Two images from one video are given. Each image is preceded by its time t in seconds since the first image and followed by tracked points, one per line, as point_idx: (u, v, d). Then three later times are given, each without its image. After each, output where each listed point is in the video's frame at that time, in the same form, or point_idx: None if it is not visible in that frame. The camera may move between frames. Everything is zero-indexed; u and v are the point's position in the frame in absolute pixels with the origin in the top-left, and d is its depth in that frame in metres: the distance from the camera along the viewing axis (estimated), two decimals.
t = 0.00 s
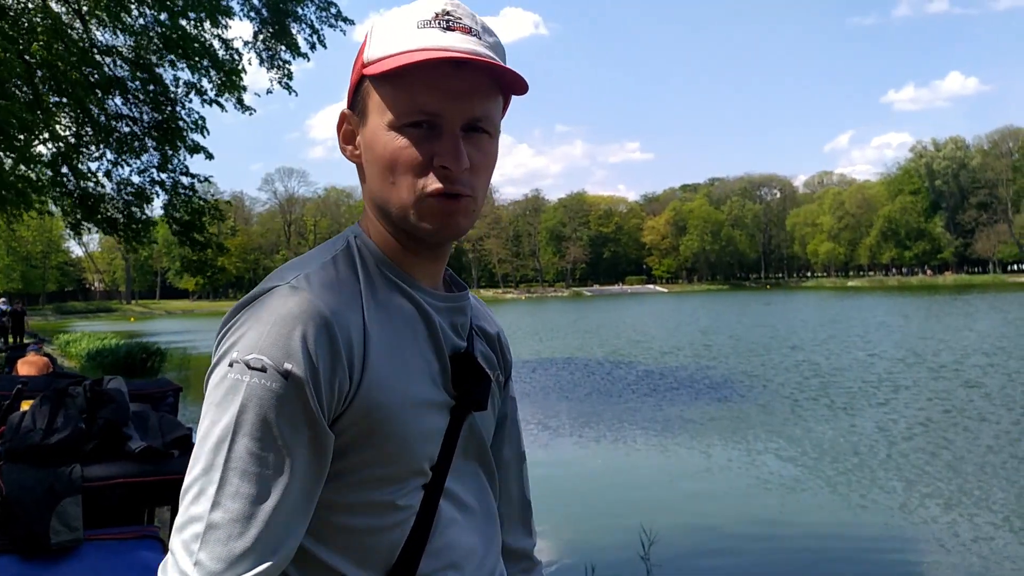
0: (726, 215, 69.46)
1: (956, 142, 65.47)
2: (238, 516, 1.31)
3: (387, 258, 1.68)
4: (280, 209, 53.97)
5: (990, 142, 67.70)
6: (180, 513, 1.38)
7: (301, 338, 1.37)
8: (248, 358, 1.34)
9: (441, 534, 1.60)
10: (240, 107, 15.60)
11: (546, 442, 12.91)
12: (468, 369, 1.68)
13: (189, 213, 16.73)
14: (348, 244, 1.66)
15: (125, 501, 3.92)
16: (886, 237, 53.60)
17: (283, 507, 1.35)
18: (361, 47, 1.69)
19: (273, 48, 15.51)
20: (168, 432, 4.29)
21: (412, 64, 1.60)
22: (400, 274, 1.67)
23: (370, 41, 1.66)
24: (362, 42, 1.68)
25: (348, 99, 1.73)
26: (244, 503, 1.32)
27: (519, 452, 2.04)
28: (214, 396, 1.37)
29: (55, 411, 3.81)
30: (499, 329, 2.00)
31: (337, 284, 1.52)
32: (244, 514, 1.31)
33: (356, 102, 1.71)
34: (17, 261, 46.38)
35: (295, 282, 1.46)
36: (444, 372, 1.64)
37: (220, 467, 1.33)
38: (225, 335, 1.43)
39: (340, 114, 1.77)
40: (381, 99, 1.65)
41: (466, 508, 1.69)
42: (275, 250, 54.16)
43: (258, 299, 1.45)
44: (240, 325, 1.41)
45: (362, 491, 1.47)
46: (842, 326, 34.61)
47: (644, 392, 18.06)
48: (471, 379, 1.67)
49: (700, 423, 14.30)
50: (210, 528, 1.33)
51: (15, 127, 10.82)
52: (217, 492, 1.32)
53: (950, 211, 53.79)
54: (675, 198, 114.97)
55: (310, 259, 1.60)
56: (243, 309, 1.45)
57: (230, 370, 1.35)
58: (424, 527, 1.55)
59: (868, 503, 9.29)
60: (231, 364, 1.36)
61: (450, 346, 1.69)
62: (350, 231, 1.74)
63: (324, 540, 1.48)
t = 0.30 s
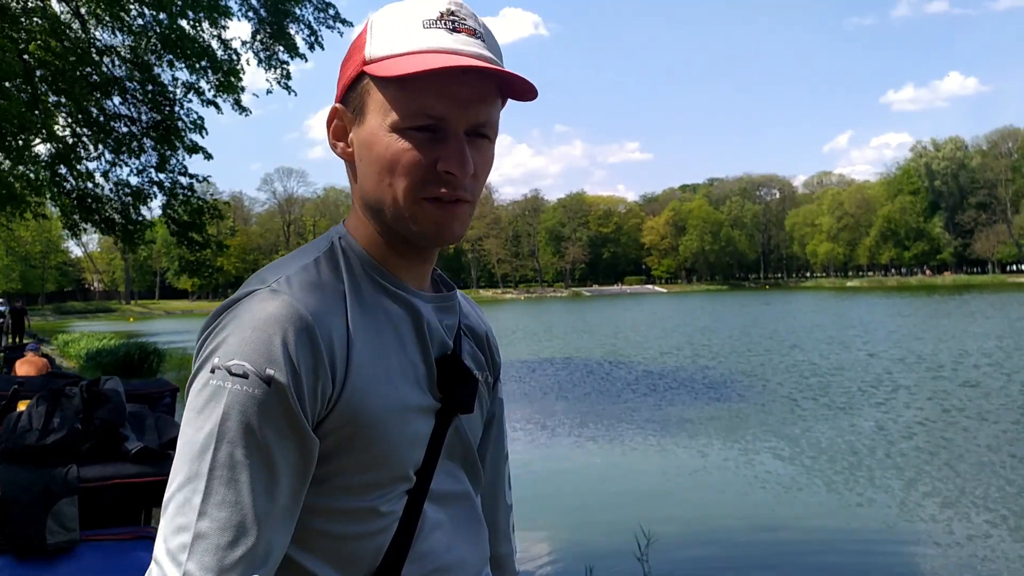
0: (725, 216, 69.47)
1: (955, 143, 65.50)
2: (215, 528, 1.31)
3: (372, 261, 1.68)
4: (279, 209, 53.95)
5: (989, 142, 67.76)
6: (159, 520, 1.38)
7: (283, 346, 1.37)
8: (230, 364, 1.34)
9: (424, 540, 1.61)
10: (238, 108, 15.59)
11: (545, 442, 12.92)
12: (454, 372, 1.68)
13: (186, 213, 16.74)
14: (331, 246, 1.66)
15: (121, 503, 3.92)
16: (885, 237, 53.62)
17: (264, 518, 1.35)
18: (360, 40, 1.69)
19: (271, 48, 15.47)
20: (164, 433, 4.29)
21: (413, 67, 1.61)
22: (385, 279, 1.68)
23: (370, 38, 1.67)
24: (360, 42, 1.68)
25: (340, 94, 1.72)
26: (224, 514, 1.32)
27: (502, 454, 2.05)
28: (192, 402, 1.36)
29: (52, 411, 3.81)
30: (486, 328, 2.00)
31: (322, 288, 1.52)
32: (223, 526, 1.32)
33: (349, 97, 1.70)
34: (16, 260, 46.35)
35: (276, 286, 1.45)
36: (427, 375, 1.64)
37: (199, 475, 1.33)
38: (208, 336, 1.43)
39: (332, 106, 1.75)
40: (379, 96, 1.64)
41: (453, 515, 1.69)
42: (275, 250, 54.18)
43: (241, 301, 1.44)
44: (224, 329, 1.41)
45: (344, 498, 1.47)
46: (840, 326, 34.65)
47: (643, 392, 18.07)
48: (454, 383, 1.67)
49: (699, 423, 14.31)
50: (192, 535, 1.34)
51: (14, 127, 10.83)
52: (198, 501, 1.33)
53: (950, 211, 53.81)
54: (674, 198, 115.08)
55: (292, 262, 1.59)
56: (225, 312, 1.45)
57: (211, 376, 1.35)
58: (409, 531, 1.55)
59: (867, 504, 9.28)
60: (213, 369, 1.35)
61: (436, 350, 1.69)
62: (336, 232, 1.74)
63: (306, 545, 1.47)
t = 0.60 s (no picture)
0: (726, 216, 69.45)
1: (955, 143, 65.45)
2: (223, 537, 1.31)
3: (370, 264, 1.67)
4: (279, 210, 53.90)
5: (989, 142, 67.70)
6: (161, 527, 1.37)
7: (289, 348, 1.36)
8: (234, 370, 1.33)
9: (424, 541, 1.61)
10: (237, 108, 15.61)
11: (544, 442, 12.91)
12: (448, 372, 1.69)
13: (185, 214, 16.74)
14: (325, 249, 1.65)
15: (117, 503, 3.93)
16: (886, 238, 53.58)
17: (270, 524, 1.35)
18: (365, 39, 1.68)
19: (270, 48, 15.50)
20: (163, 434, 4.29)
21: (424, 69, 1.61)
22: (382, 282, 1.68)
23: (377, 38, 1.66)
24: (365, 42, 1.68)
25: (342, 92, 1.70)
26: (231, 521, 1.32)
27: (490, 453, 2.05)
28: (196, 409, 1.35)
29: (51, 413, 3.82)
30: (472, 327, 2.02)
31: (321, 291, 1.51)
32: (232, 533, 1.31)
33: (351, 95, 1.69)
34: (15, 261, 46.27)
35: (277, 289, 1.45)
36: (424, 377, 1.64)
37: (204, 483, 1.32)
38: (208, 341, 1.42)
39: (331, 104, 1.73)
40: (387, 97, 1.63)
41: (452, 516, 1.70)
42: (275, 250, 54.14)
43: (239, 305, 1.43)
44: (224, 332, 1.39)
45: (345, 502, 1.48)
46: (840, 326, 34.67)
47: (642, 392, 18.07)
48: (451, 382, 1.68)
49: (699, 423, 14.31)
50: (197, 540, 1.33)
51: (15, 127, 10.82)
52: (202, 508, 1.32)
53: (950, 212, 53.77)
54: (674, 198, 115.12)
55: (288, 264, 1.59)
56: (222, 316, 1.44)
57: (214, 382, 1.34)
58: (408, 533, 1.55)
59: (867, 504, 9.27)
60: (215, 375, 1.34)
61: (431, 350, 1.70)
62: (331, 234, 1.73)
63: (309, 551, 1.47)
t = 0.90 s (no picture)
0: (726, 216, 69.33)
1: (955, 143, 65.39)
2: (212, 547, 1.31)
3: (350, 265, 1.67)
4: (279, 210, 53.86)
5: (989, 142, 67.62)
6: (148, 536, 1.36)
7: (270, 353, 1.35)
8: (217, 378, 1.31)
9: (411, 545, 1.62)
10: (236, 108, 15.63)
11: (543, 442, 12.90)
12: (432, 371, 1.70)
13: (184, 215, 16.74)
14: (308, 251, 1.64)
15: (117, 503, 3.88)
16: (886, 238, 53.49)
17: (258, 533, 1.34)
18: (386, 32, 1.67)
19: (270, 47, 15.51)
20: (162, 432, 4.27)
21: (441, 67, 1.61)
22: (369, 285, 1.68)
23: (399, 33, 1.65)
24: (384, 36, 1.66)
25: (350, 84, 1.69)
26: (215, 531, 1.31)
27: (474, 450, 2.07)
28: (178, 418, 1.33)
29: (48, 414, 3.85)
30: (455, 325, 2.03)
31: (305, 296, 1.50)
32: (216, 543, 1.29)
33: (360, 91, 1.68)
34: (15, 261, 46.21)
35: (262, 295, 1.43)
36: (408, 380, 1.64)
37: (191, 491, 1.31)
38: (194, 343, 1.40)
39: (339, 92, 1.71)
40: (402, 94, 1.63)
41: (439, 520, 1.71)
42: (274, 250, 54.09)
43: (218, 313, 1.42)
44: (204, 340, 1.38)
45: (331, 508, 1.48)
46: (840, 326, 34.63)
47: (642, 392, 18.06)
48: (436, 384, 1.68)
49: (698, 423, 14.30)
50: (181, 543, 1.32)
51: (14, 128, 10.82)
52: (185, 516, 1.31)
53: (950, 212, 53.66)
54: (674, 198, 115.09)
55: (270, 269, 1.57)
56: (203, 324, 1.42)
57: (196, 392, 1.32)
58: (395, 538, 1.56)
59: (866, 504, 9.26)
60: (197, 385, 1.32)
61: (414, 350, 1.70)
62: (313, 236, 1.72)
63: (300, 556, 1.47)
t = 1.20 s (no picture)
0: (725, 216, 69.32)
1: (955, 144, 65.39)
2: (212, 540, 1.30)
3: (341, 261, 1.67)
4: (279, 209, 53.83)
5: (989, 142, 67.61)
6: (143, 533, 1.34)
7: (264, 346, 1.35)
8: (211, 367, 1.31)
9: (406, 542, 1.62)
10: (235, 109, 15.65)
11: (542, 442, 12.91)
12: (426, 369, 1.70)
13: (183, 215, 16.76)
14: (297, 247, 1.64)
15: (116, 503, 3.87)
16: (886, 238, 53.46)
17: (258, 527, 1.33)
18: (366, 29, 1.66)
19: (271, 47, 15.52)
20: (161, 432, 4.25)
21: (425, 60, 1.60)
22: (360, 283, 1.68)
23: (381, 29, 1.64)
24: (366, 34, 1.65)
25: (333, 82, 1.68)
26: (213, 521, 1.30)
27: (469, 455, 2.06)
28: (175, 415, 1.32)
29: (47, 414, 3.84)
30: (448, 327, 2.03)
31: (297, 290, 1.50)
32: (215, 532, 1.29)
33: (341, 87, 1.67)
34: (15, 261, 46.18)
35: (256, 287, 1.43)
36: (400, 376, 1.64)
37: (188, 483, 1.31)
38: (185, 334, 1.39)
39: (321, 92, 1.71)
40: (388, 87, 1.62)
41: (432, 519, 1.70)
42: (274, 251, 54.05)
43: (210, 303, 1.42)
44: (197, 332, 1.37)
45: (327, 504, 1.47)
46: (839, 327, 34.65)
47: (642, 392, 18.07)
48: (428, 383, 1.68)
49: (698, 423, 14.31)
50: (177, 537, 1.31)
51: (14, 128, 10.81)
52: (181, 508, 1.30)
53: (950, 212, 53.63)
54: (674, 198, 115.12)
55: (262, 264, 1.56)
56: (195, 316, 1.41)
57: (190, 381, 1.31)
58: (391, 538, 1.56)
59: (866, 504, 9.26)
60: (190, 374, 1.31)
61: (407, 349, 1.70)
62: (302, 232, 1.71)
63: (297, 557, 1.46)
